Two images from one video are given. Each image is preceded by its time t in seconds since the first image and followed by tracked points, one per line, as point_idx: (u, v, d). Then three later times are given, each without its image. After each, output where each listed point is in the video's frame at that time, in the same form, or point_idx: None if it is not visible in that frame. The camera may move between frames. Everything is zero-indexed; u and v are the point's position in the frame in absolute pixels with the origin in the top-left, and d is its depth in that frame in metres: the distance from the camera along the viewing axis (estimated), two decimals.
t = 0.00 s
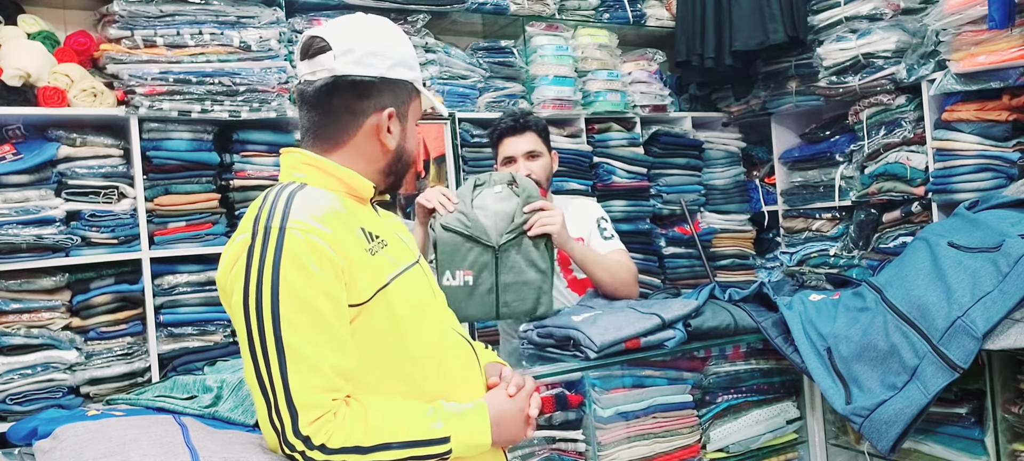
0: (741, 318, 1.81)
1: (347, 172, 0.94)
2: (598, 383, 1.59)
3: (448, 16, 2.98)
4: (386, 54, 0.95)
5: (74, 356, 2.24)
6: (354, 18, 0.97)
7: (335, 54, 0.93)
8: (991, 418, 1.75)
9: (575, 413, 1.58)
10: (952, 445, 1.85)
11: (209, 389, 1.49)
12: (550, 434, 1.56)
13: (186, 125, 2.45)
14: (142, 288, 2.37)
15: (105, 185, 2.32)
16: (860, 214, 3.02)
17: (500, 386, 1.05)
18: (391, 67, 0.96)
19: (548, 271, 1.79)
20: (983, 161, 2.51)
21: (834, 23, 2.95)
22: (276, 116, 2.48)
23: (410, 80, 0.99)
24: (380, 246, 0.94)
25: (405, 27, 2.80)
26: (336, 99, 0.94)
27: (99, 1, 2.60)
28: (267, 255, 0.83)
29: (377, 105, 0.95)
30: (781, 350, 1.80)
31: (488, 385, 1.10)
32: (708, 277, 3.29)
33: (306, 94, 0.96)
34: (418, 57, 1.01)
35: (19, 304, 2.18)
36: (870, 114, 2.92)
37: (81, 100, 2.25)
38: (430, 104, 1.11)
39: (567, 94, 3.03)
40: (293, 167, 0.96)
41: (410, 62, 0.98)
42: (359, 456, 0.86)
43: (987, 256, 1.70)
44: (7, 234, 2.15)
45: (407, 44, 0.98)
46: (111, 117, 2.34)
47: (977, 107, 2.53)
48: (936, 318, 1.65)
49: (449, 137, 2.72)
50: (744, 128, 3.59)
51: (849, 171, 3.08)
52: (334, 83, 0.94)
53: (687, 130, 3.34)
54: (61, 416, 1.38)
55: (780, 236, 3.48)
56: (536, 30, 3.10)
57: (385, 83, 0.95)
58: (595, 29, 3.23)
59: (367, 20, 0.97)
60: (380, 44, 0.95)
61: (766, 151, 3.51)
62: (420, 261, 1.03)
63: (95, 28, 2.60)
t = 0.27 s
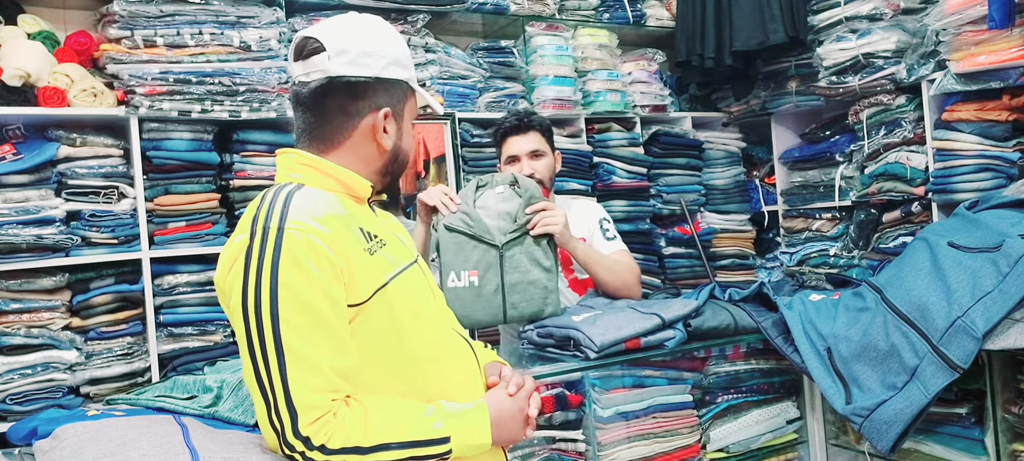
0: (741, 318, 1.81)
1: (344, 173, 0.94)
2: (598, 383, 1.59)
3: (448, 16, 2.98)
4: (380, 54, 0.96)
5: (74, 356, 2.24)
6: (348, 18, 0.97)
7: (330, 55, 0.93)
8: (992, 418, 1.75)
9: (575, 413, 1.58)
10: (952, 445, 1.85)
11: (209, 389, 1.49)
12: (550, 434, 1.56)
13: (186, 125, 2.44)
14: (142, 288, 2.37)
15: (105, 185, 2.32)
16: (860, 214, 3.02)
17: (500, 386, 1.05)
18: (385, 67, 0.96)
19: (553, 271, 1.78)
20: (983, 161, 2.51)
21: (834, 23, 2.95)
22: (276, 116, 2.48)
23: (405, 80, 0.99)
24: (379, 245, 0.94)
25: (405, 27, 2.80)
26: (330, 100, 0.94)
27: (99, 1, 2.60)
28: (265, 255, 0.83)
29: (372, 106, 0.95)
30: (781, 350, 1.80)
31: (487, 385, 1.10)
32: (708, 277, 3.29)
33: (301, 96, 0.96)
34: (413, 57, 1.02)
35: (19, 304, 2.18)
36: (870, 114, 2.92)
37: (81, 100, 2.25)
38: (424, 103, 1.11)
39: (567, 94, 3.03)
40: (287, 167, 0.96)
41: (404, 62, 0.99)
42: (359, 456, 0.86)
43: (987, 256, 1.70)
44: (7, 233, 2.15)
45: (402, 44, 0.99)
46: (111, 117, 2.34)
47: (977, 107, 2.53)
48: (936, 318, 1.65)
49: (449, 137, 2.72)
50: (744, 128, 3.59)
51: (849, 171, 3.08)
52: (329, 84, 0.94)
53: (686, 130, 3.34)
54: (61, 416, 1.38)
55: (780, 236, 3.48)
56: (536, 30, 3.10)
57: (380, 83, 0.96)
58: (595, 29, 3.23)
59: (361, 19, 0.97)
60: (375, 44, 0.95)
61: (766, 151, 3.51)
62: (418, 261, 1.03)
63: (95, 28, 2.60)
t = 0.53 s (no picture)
0: (741, 318, 1.81)
1: (343, 173, 0.94)
2: (598, 383, 1.59)
3: (448, 16, 2.98)
4: (379, 54, 0.96)
5: (74, 356, 2.24)
6: (346, 18, 0.97)
7: (328, 55, 0.93)
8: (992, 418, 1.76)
9: (575, 413, 1.58)
10: (952, 445, 1.85)
11: (209, 389, 1.49)
12: (550, 434, 1.56)
13: (186, 125, 2.44)
14: (142, 288, 2.37)
15: (105, 185, 2.32)
16: (860, 214, 3.02)
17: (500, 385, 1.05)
18: (384, 67, 0.96)
19: (554, 276, 1.81)
20: (983, 161, 2.51)
21: (834, 23, 2.95)
22: (276, 116, 2.48)
23: (403, 80, 0.99)
24: (378, 245, 0.94)
25: (405, 27, 2.80)
26: (329, 101, 0.94)
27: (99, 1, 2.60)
28: (264, 256, 0.83)
29: (371, 106, 0.95)
30: (781, 350, 1.80)
31: (487, 385, 1.10)
32: (708, 277, 3.29)
33: (299, 96, 0.96)
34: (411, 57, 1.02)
35: (19, 304, 2.19)
36: (870, 114, 2.92)
37: (81, 100, 2.25)
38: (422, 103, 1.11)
39: (567, 94, 3.03)
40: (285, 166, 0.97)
41: (402, 62, 0.99)
42: (359, 456, 0.86)
43: (987, 256, 1.70)
44: (7, 234, 2.15)
45: (401, 44, 0.99)
46: (111, 117, 2.34)
47: (977, 107, 2.53)
48: (936, 318, 1.65)
49: (449, 137, 2.72)
50: (744, 128, 3.59)
51: (849, 171, 3.08)
52: (328, 84, 0.94)
53: (687, 130, 3.34)
54: (61, 416, 1.38)
55: (780, 236, 3.48)
56: (536, 30, 3.10)
57: (379, 83, 0.96)
58: (595, 29, 3.23)
59: (359, 19, 0.97)
60: (373, 44, 0.95)
61: (766, 151, 3.50)
62: (418, 261, 1.03)
63: (95, 28, 2.60)
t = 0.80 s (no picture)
0: (741, 318, 1.81)
1: (342, 173, 0.95)
2: (598, 383, 1.59)
3: (448, 16, 2.98)
4: (378, 54, 0.95)
5: (74, 356, 2.25)
6: (346, 18, 0.97)
7: (328, 55, 0.93)
8: (992, 418, 1.76)
9: (575, 413, 1.58)
10: (952, 445, 1.85)
11: (209, 389, 1.49)
12: (550, 434, 1.57)
13: (186, 124, 2.44)
14: (142, 288, 2.37)
15: (105, 185, 2.32)
16: (860, 214, 3.02)
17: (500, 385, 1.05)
18: (384, 67, 0.96)
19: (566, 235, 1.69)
20: (983, 161, 2.51)
21: (834, 23, 2.95)
22: (276, 116, 2.48)
23: (403, 80, 0.99)
24: (378, 244, 0.94)
25: (405, 27, 2.80)
26: (328, 100, 0.94)
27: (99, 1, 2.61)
28: (264, 256, 0.83)
29: (370, 106, 0.95)
30: (781, 350, 1.80)
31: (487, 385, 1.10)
32: (708, 277, 3.29)
33: (298, 96, 0.96)
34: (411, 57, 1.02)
35: (19, 304, 2.19)
36: (870, 114, 2.92)
37: (81, 100, 2.25)
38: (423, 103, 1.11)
39: (567, 94, 3.03)
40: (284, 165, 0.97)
41: (402, 62, 0.99)
42: (359, 457, 0.86)
43: (987, 256, 1.70)
44: (7, 234, 2.15)
45: (401, 44, 0.99)
46: (111, 117, 2.34)
47: (977, 107, 2.53)
48: (936, 318, 1.65)
49: (449, 137, 2.72)
50: (744, 128, 3.59)
51: (849, 171, 3.08)
52: (327, 84, 0.94)
53: (687, 130, 3.34)
54: (61, 416, 1.38)
55: (780, 236, 3.48)
56: (536, 30, 3.10)
57: (378, 83, 0.96)
58: (595, 29, 3.23)
59: (358, 19, 0.97)
60: (372, 44, 0.95)
61: (766, 151, 3.50)
62: (418, 261, 1.03)
63: (95, 28, 2.60)
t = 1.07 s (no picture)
0: (741, 318, 1.80)
1: (344, 173, 0.95)
2: (598, 384, 1.59)
3: (448, 16, 2.98)
4: (382, 56, 0.95)
5: (74, 356, 2.24)
6: (353, 19, 0.97)
7: (332, 56, 0.93)
8: (992, 418, 1.76)
9: (575, 413, 1.59)
10: (952, 445, 1.85)
11: (209, 389, 1.49)
12: (551, 434, 1.57)
13: (186, 125, 2.44)
14: (142, 288, 2.37)
15: (105, 185, 2.32)
16: (860, 214, 3.02)
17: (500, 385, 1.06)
18: (388, 69, 0.96)
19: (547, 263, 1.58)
20: (983, 161, 2.51)
21: (834, 23, 2.95)
22: (276, 116, 2.48)
23: (407, 83, 0.99)
24: (378, 244, 0.95)
25: (405, 27, 2.80)
26: (330, 101, 0.94)
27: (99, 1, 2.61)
28: (264, 256, 0.83)
29: (373, 108, 0.95)
30: (781, 350, 1.80)
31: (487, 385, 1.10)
32: (708, 277, 3.29)
33: (302, 95, 0.96)
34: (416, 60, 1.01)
35: (19, 304, 2.19)
36: (870, 114, 2.92)
37: (81, 100, 2.25)
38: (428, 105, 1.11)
39: (567, 94, 3.03)
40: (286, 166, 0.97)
41: (406, 65, 0.98)
42: (360, 457, 0.86)
43: (987, 256, 1.70)
44: (7, 233, 2.15)
45: (406, 47, 0.99)
46: (111, 117, 2.34)
47: (977, 107, 2.53)
48: (936, 318, 1.65)
49: (449, 137, 2.72)
50: (744, 128, 3.59)
51: (849, 171, 3.08)
52: (331, 85, 0.94)
53: (687, 130, 3.34)
54: (61, 415, 1.38)
55: (780, 236, 3.48)
56: (536, 30, 3.10)
57: (382, 85, 0.95)
58: (595, 29, 3.23)
59: (364, 20, 0.97)
60: (377, 46, 0.95)
61: (766, 151, 3.50)
62: (419, 261, 1.03)
63: (95, 28, 2.60)
